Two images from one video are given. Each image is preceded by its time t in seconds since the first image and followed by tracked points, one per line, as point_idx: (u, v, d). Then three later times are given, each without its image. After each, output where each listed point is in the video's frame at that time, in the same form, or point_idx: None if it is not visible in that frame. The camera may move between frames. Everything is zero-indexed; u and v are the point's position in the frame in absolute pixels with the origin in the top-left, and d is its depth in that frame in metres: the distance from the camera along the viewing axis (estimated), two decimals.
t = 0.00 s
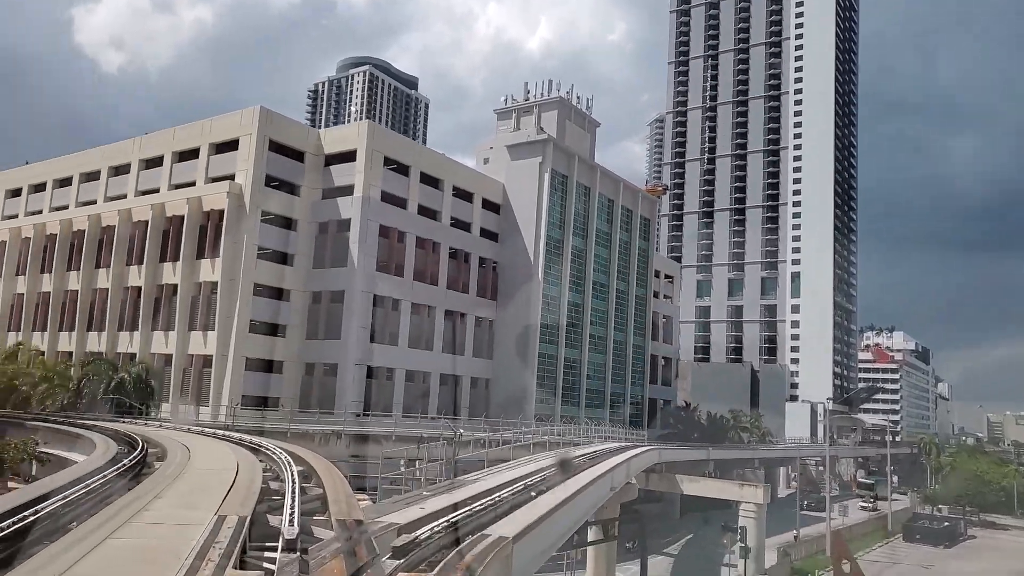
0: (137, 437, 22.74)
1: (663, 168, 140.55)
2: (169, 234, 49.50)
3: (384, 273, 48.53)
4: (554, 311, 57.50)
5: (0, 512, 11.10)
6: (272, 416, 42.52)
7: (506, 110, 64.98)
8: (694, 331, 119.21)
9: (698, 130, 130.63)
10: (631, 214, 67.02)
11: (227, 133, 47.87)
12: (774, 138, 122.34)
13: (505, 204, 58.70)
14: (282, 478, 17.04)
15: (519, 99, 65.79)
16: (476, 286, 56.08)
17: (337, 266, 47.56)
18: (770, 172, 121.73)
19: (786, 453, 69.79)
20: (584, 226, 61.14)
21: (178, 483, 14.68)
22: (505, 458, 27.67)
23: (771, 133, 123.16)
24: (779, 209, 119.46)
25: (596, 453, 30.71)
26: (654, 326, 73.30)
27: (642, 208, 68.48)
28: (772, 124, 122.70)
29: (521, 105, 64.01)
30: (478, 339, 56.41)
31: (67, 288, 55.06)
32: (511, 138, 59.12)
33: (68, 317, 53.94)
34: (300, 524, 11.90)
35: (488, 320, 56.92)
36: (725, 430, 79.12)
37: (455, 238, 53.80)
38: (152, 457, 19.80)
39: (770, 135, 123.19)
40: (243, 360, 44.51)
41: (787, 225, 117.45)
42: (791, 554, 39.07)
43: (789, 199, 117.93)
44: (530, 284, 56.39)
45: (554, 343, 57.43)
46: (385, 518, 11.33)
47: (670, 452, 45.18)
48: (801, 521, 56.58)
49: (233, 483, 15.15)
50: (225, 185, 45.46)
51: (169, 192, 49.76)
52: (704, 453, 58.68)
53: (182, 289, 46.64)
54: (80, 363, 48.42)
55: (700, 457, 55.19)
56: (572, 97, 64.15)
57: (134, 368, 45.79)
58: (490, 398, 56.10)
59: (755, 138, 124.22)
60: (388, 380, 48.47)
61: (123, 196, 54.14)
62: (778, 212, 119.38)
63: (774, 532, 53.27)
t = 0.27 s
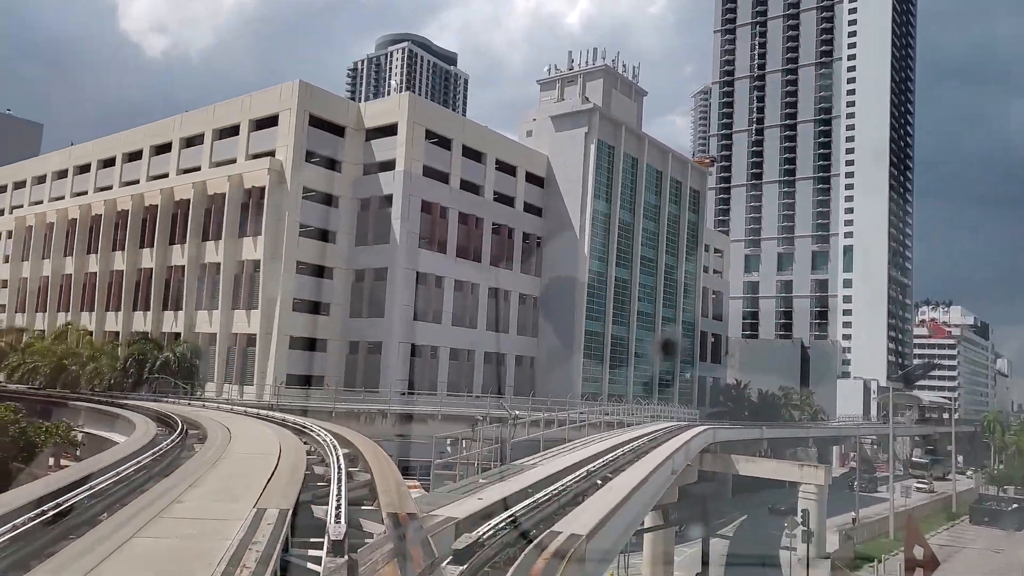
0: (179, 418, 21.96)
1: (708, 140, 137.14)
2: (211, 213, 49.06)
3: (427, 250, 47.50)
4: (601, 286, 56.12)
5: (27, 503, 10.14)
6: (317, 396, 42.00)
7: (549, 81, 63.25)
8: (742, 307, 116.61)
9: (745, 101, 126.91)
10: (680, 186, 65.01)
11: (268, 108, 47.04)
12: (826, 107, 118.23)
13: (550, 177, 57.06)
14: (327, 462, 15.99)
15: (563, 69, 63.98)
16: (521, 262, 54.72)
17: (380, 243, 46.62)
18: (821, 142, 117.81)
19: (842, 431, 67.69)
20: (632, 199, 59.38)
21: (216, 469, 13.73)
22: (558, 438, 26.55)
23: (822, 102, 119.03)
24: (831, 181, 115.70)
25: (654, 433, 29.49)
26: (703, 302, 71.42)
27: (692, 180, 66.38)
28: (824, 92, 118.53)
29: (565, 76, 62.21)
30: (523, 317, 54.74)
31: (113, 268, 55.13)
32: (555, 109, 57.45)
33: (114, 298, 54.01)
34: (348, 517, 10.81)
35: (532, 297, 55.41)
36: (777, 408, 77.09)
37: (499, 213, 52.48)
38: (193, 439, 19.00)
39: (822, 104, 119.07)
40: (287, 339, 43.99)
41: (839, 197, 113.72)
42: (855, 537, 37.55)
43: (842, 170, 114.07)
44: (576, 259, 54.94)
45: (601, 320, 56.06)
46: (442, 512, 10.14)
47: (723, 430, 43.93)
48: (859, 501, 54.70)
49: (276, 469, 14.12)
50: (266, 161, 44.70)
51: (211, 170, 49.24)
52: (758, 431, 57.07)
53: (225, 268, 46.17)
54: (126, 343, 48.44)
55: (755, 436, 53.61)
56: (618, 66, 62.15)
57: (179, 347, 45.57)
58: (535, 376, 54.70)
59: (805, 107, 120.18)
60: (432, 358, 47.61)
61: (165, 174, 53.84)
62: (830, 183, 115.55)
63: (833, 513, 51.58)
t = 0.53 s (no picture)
0: (216, 375, 21.17)
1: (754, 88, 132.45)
2: (247, 166, 48.14)
3: (467, 202, 46.08)
4: (646, 238, 54.42)
5: (42, 471, 9.18)
6: (356, 352, 41.35)
7: (592, 25, 60.67)
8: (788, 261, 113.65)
9: (794, 46, 121.81)
10: (729, 134, 62.41)
11: (302, 56, 45.61)
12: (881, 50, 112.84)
13: (593, 126, 54.90)
14: (368, 424, 14.94)
15: (607, 12, 61.27)
16: (563, 215, 52.99)
17: (418, 195, 45.29)
18: (875, 88, 112.79)
19: (894, 388, 65.60)
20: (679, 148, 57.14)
21: (250, 433, 12.88)
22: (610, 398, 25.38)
23: (877, 45, 113.60)
24: (884, 128, 111.01)
25: (707, 391, 28.17)
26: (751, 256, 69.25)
27: (742, 127, 63.68)
28: (879, 34, 113.02)
29: (609, 19, 59.56)
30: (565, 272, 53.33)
31: (151, 224, 54.86)
32: (599, 54, 55.07)
33: (153, 254, 53.89)
34: (392, 490, 9.73)
35: (574, 251, 53.79)
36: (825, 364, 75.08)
37: (541, 163, 50.68)
38: (228, 397, 18.21)
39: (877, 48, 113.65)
40: (325, 295, 43.26)
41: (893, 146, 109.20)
42: (915, 498, 36.07)
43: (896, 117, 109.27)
44: (620, 211, 53.16)
45: (646, 274, 54.44)
46: (499, 488, 8.96)
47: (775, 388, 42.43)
48: (915, 460, 53.05)
49: (313, 433, 13.14)
50: (301, 112, 43.43)
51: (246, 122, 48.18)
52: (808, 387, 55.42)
53: (262, 222, 45.37)
54: (166, 299, 48.33)
55: (805, 392, 52.02)
56: (665, 8, 59.27)
57: (218, 303, 45.23)
58: (577, 334, 53.35)
59: (859, 51, 114.90)
60: (472, 315, 46.57)
61: (201, 128, 52.97)
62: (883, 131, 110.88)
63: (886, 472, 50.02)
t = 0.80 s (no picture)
0: (240, 330, 20.20)
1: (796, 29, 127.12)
2: (274, 113, 46.80)
3: (499, 149, 44.40)
4: (686, 185, 52.61)
5: (42, 441, 8.12)
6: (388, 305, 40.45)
7: None
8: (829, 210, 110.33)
9: None
10: (773, 74, 59.59)
11: None
12: None
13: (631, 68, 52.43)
14: (399, 385, 13.83)
15: None
16: (599, 161, 50.96)
17: (450, 142, 43.61)
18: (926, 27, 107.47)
19: (941, 341, 63.49)
20: (721, 90, 54.74)
21: (271, 395, 11.83)
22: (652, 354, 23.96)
23: None
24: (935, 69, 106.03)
25: (756, 345, 26.82)
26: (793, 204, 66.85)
27: (787, 66, 60.76)
28: None
29: None
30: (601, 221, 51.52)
31: (180, 174, 54.03)
32: None
33: (182, 205, 53.19)
34: (428, 465, 8.62)
35: (611, 199, 51.84)
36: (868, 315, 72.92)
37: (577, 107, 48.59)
38: (252, 354, 17.21)
39: None
40: (356, 246, 42.15)
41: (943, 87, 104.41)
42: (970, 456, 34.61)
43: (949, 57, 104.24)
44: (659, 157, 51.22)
45: (685, 223, 52.76)
46: (552, 470, 7.68)
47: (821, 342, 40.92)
48: (964, 415, 51.36)
49: (340, 395, 12.03)
50: (329, 55, 41.78)
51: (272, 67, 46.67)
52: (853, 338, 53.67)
53: (291, 171, 44.19)
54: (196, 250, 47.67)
55: (851, 345, 50.31)
56: None
57: (248, 255, 44.50)
58: (613, 285, 51.77)
59: None
60: (505, 266, 45.29)
61: (227, 74, 51.58)
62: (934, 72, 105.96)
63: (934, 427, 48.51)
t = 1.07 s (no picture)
0: (265, 318, 19.09)
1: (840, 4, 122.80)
2: (305, 94, 45.75)
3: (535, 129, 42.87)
4: (728, 165, 50.78)
5: (19, 453, 6.95)
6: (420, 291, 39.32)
7: None
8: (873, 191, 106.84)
9: None
10: (820, 50, 57.04)
11: None
12: None
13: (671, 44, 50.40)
14: (430, 382, 12.61)
15: None
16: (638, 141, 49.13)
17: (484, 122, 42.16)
18: None
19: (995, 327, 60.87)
20: (764, 67, 52.55)
21: (288, 395, 10.66)
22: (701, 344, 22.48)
23: None
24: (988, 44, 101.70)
25: (810, 334, 25.26)
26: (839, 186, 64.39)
27: (834, 42, 58.19)
28: None
29: None
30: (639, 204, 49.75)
31: (210, 157, 53.37)
32: None
33: (213, 189, 52.59)
34: (465, 486, 7.33)
35: (650, 181, 49.86)
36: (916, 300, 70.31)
37: (615, 84, 46.80)
38: (275, 345, 16.08)
39: None
40: (387, 230, 40.97)
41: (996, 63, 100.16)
42: None
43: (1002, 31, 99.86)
44: (701, 137, 49.28)
45: (726, 206, 50.82)
46: (617, 502, 6.30)
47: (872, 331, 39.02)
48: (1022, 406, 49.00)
49: (365, 395, 10.82)
50: (360, 33, 40.52)
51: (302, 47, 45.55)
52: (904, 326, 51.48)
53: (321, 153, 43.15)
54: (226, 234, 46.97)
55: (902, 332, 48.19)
56: None
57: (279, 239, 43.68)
58: (651, 270, 50.09)
59: None
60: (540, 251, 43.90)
61: (257, 55, 50.64)
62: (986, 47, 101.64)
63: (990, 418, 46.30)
